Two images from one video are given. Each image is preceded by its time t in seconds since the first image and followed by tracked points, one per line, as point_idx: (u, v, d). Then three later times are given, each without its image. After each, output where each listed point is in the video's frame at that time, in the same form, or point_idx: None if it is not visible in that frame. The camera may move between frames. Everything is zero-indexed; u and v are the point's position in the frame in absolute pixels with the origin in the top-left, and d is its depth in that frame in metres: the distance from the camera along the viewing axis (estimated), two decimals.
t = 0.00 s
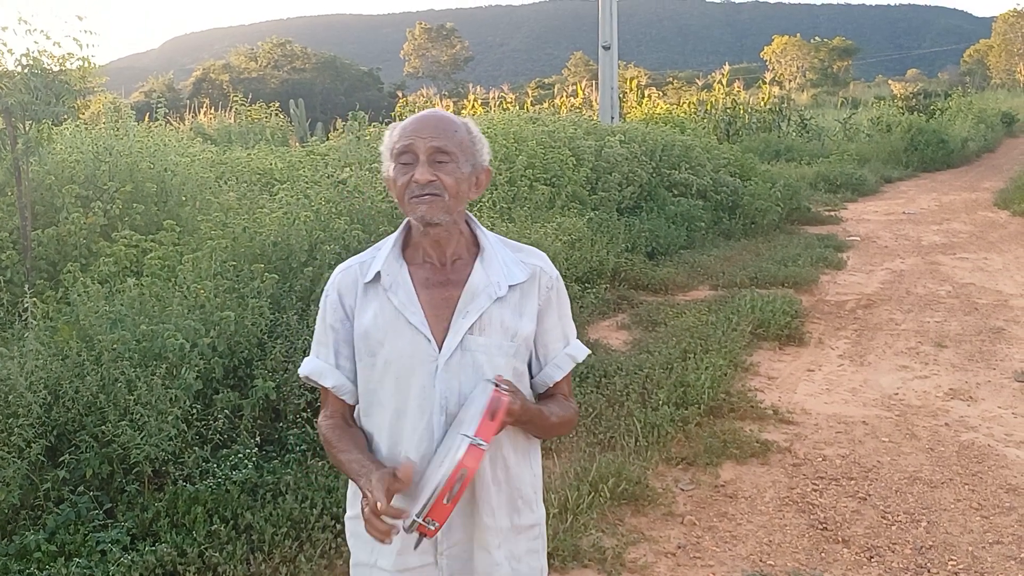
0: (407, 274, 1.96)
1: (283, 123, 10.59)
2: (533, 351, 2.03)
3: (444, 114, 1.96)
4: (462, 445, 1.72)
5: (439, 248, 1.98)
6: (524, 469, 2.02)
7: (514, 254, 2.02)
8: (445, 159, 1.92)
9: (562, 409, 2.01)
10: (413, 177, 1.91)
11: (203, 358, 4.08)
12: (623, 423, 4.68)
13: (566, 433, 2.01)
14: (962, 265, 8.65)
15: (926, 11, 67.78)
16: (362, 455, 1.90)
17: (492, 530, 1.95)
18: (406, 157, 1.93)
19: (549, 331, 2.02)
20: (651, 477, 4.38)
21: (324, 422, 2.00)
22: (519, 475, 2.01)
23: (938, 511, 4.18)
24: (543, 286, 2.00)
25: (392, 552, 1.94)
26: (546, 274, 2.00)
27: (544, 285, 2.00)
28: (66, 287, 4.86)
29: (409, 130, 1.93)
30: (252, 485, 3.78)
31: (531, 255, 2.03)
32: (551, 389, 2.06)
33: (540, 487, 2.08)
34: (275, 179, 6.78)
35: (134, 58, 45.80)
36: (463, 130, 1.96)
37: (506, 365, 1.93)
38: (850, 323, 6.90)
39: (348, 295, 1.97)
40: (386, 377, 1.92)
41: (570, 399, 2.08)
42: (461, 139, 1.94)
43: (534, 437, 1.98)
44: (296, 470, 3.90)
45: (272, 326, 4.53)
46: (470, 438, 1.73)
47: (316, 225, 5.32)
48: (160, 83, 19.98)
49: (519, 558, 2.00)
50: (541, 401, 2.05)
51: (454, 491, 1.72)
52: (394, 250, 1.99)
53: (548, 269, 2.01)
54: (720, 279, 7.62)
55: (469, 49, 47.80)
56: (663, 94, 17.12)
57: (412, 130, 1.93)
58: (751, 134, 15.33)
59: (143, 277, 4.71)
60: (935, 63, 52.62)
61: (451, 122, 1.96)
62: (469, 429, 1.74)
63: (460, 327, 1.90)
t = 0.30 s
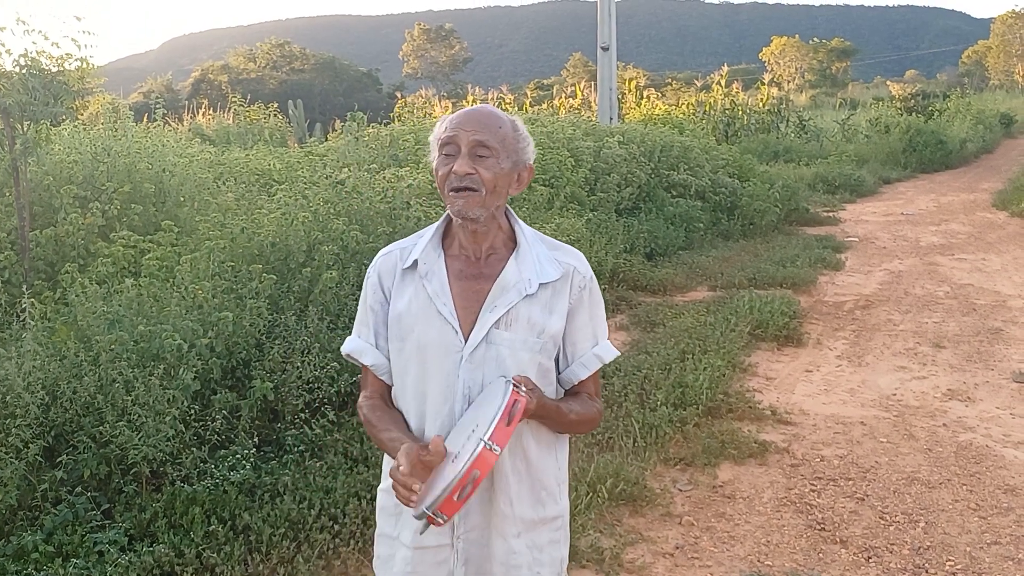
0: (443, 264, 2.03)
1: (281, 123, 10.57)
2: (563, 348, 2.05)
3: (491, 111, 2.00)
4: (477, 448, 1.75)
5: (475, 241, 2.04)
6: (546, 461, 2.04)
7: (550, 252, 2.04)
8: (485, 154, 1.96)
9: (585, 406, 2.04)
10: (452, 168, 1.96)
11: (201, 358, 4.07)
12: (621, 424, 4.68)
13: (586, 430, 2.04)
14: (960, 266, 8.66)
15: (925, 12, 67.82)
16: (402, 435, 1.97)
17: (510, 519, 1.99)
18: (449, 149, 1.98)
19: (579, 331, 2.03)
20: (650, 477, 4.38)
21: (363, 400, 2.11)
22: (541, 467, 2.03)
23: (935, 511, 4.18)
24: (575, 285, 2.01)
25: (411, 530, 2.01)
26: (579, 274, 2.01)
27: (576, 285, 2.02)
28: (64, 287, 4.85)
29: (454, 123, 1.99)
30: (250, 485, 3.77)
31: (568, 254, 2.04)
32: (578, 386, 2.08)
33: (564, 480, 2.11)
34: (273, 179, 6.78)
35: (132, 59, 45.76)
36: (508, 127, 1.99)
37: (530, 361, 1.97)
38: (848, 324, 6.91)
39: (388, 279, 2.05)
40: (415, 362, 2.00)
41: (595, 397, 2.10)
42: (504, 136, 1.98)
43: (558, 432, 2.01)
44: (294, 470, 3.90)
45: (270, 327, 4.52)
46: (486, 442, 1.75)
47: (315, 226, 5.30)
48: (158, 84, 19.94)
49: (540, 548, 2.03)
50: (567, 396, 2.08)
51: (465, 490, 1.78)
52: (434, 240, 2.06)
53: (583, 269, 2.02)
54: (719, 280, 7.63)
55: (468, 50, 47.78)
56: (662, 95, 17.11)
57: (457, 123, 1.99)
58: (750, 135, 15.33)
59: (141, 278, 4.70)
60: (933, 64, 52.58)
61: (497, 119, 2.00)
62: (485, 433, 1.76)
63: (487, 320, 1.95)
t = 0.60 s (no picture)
0: (445, 265, 2.07)
1: (280, 125, 10.58)
2: (567, 348, 2.04)
3: (487, 115, 2.01)
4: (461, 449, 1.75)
5: (476, 242, 2.06)
6: (550, 459, 2.05)
7: (553, 252, 2.03)
8: (477, 158, 1.97)
9: (590, 405, 2.04)
10: (446, 173, 1.99)
11: (200, 360, 4.07)
12: (620, 425, 4.68)
13: (590, 429, 2.04)
14: (958, 268, 8.67)
15: (923, 15, 67.89)
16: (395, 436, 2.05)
17: (510, 515, 2.00)
18: (445, 154, 2.01)
19: (581, 330, 2.01)
20: (648, 479, 4.38)
21: (377, 394, 2.19)
22: (544, 466, 2.04)
23: (934, 513, 4.18)
24: (576, 285, 2.00)
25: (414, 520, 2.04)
26: (580, 274, 2.00)
27: (578, 284, 2.00)
28: (63, 289, 4.84)
29: (451, 128, 2.01)
30: (249, 487, 3.77)
31: (570, 254, 2.03)
32: (584, 385, 2.07)
33: (572, 478, 2.10)
34: (273, 181, 6.78)
35: (131, 60, 45.76)
36: (503, 131, 1.99)
37: (527, 360, 1.97)
38: (847, 325, 6.91)
39: (397, 280, 2.12)
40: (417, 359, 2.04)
41: (603, 396, 2.10)
42: (498, 140, 1.98)
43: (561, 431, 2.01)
44: (294, 472, 3.89)
45: (269, 329, 4.52)
46: (469, 443, 1.75)
47: (314, 228, 5.29)
48: (157, 85, 19.94)
49: (541, 545, 2.04)
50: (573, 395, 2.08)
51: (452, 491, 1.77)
52: (440, 240, 2.10)
53: (583, 269, 2.00)
54: (718, 282, 7.63)
55: (467, 52, 47.79)
56: (660, 97, 17.12)
57: (452, 128, 2.00)
58: (748, 137, 15.35)
59: (140, 279, 4.70)
60: (932, 66, 52.64)
61: (494, 122, 2.00)
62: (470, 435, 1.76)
63: (483, 319, 1.96)
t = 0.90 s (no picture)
0: (422, 263, 2.18)
1: (279, 126, 10.57)
2: (538, 341, 2.07)
3: (452, 113, 2.05)
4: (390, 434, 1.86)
5: (448, 238, 2.14)
6: (521, 453, 2.09)
7: (523, 247, 2.07)
8: (438, 157, 2.02)
9: (558, 399, 2.06)
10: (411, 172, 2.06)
11: (199, 362, 4.07)
12: (619, 427, 4.68)
13: (558, 421, 2.06)
14: (957, 269, 8.67)
15: (922, 16, 67.92)
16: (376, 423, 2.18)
17: (477, 506, 2.07)
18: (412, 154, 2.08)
19: (549, 322, 2.03)
20: (647, 481, 4.39)
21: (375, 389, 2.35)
22: (514, 458, 2.08)
23: (933, 515, 4.18)
24: (542, 279, 2.03)
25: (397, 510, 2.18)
26: (546, 267, 2.03)
27: (544, 277, 2.03)
28: (62, 290, 4.85)
29: (417, 128, 2.07)
30: (247, 489, 3.77)
31: (540, 248, 2.06)
32: (559, 378, 2.09)
33: (550, 472, 2.14)
34: (272, 182, 6.78)
35: (130, 62, 45.75)
36: (466, 130, 2.03)
37: (492, 352, 2.03)
38: (846, 327, 6.92)
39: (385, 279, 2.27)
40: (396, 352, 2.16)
41: (580, 392, 2.10)
42: (458, 138, 2.02)
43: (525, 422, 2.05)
44: (293, 474, 3.88)
45: (268, 331, 4.52)
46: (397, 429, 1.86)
47: (313, 229, 5.30)
48: (156, 87, 19.93)
49: (513, 537, 2.09)
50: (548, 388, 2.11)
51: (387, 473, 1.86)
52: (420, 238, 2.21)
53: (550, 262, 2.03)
54: (717, 283, 7.64)
55: (466, 53, 47.79)
56: (659, 99, 17.13)
57: (418, 129, 2.07)
58: (747, 139, 15.36)
59: (139, 281, 4.69)
60: (932, 68, 52.69)
61: (457, 121, 2.05)
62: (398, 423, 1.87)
63: (448, 312, 2.04)
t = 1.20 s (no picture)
0: (394, 264, 2.24)
1: (279, 128, 10.58)
2: (503, 338, 2.07)
3: (415, 118, 2.08)
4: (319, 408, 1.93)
5: (417, 239, 2.17)
6: (486, 448, 2.09)
7: (488, 245, 2.09)
8: (401, 160, 2.05)
9: (522, 394, 2.03)
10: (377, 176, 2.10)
11: (198, 364, 4.07)
12: (619, 429, 4.68)
13: (524, 417, 2.04)
14: (957, 271, 8.67)
15: (921, 18, 67.98)
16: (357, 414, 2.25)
17: (439, 499, 2.08)
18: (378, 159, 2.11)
19: (512, 319, 2.03)
20: (647, 483, 4.38)
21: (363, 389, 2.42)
22: (477, 453, 2.09)
23: (933, 517, 4.18)
24: (504, 275, 2.04)
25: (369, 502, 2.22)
26: (508, 263, 2.04)
27: (506, 273, 2.04)
28: (61, 292, 4.85)
29: (382, 133, 2.10)
30: (247, 491, 3.76)
31: (505, 246, 2.08)
32: (526, 375, 2.06)
33: (519, 469, 2.13)
34: (271, 184, 6.78)
35: (130, 64, 45.73)
36: (427, 132, 2.06)
37: (455, 347, 2.05)
38: (845, 329, 6.92)
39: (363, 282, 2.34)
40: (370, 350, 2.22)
41: (550, 389, 2.06)
42: (419, 142, 2.05)
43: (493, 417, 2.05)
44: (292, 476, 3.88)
45: (268, 333, 4.52)
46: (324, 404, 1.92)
47: (312, 231, 5.30)
48: (155, 88, 19.92)
49: (476, 531, 2.09)
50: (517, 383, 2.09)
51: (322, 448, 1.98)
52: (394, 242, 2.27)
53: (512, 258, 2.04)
54: (716, 285, 7.64)
55: (466, 55, 47.79)
56: (659, 100, 17.13)
57: (383, 133, 2.10)
58: (746, 141, 15.37)
59: (139, 283, 4.69)
60: (931, 70, 52.76)
61: (420, 124, 2.07)
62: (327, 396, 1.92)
63: (412, 309, 2.08)
